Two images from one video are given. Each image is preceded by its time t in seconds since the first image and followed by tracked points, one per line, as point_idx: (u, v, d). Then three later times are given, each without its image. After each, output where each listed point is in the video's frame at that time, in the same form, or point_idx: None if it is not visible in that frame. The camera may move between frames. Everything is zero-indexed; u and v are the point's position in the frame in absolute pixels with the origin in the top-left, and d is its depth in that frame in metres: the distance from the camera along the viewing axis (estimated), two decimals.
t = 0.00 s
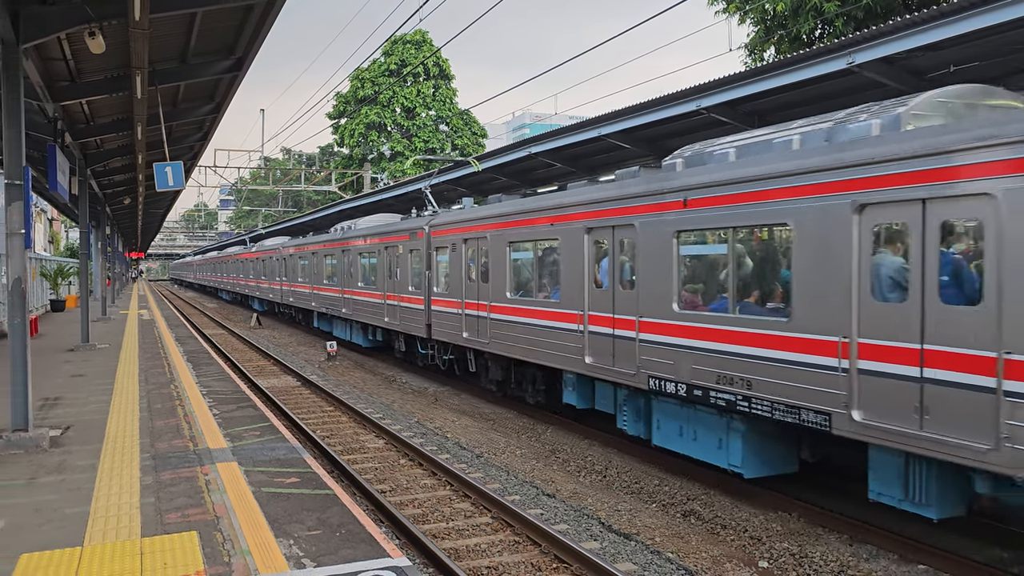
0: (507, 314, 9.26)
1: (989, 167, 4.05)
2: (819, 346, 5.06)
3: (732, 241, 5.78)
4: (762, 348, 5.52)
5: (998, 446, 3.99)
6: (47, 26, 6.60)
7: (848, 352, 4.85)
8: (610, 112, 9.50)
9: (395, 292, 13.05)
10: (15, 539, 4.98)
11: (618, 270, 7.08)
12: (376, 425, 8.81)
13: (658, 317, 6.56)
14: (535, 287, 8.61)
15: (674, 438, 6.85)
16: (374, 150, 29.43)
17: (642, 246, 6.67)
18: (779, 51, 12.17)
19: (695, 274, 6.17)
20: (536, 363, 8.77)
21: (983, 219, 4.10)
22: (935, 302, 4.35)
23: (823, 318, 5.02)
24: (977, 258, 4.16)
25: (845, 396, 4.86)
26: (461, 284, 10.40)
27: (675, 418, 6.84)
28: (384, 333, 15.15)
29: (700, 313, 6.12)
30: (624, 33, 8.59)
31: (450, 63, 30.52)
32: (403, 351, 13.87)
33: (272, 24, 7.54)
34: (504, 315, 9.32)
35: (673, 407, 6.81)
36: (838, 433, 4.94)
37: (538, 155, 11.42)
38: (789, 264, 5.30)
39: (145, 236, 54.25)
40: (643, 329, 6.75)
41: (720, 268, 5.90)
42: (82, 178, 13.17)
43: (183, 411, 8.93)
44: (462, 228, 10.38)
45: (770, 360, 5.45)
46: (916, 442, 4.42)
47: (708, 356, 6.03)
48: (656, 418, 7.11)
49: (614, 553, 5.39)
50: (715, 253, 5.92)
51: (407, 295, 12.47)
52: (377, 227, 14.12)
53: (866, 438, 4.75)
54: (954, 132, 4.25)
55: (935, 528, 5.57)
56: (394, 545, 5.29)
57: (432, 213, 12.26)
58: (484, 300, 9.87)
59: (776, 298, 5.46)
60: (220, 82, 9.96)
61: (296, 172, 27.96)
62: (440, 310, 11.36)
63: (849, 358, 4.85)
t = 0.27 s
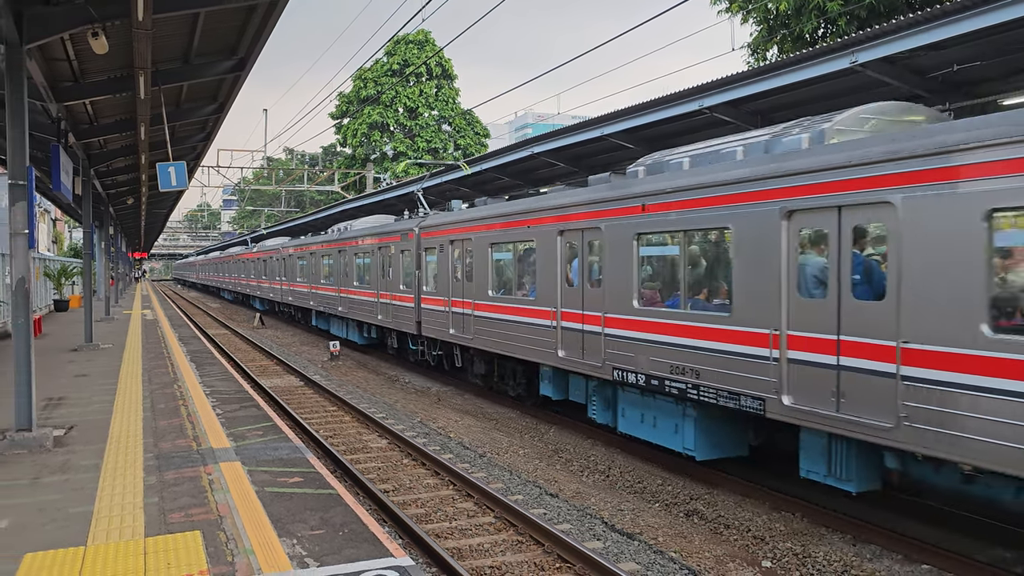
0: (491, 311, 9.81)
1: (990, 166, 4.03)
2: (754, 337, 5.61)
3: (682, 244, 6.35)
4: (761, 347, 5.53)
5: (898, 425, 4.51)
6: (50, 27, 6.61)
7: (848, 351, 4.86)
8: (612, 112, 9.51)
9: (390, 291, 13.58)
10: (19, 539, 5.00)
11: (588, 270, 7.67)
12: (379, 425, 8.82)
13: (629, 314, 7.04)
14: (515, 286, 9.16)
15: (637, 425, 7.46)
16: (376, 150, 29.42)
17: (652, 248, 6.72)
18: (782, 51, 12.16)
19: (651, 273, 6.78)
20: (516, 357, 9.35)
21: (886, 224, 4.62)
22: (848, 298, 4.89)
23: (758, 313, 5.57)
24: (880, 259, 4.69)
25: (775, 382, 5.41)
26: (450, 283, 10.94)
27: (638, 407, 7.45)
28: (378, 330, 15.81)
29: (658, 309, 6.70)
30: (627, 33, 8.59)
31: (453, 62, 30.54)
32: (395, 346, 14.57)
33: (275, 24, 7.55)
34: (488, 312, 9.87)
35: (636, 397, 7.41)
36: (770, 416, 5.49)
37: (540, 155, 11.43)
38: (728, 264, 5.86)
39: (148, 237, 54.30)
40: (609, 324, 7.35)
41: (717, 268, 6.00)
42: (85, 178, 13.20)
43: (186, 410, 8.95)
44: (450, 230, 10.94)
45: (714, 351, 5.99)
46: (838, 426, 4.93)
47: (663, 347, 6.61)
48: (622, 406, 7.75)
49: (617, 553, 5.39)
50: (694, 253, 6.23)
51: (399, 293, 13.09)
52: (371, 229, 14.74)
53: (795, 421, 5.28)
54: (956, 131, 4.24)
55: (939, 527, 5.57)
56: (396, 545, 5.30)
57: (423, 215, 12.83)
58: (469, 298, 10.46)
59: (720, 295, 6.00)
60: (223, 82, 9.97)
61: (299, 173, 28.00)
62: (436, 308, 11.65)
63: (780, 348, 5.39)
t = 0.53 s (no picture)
0: (476, 308, 10.38)
1: (999, 164, 4.06)
2: (699, 330, 6.23)
3: (640, 247, 6.96)
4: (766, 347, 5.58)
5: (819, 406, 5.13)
6: (54, 27, 6.63)
7: (852, 350, 4.91)
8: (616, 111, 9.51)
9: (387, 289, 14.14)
10: (24, 538, 5.00)
11: (560, 269, 8.30)
12: (382, 424, 8.84)
13: (613, 309, 7.38)
14: (497, 284, 9.76)
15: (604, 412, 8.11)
16: (380, 149, 29.45)
17: (654, 249, 6.77)
18: (786, 49, 12.16)
19: (612, 272, 7.41)
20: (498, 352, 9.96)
21: (807, 228, 5.24)
22: (778, 294, 5.50)
23: (704, 308, 6.18)
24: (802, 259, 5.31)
25: (718, 371, 6.02)
26: (438, 281, 11.53)
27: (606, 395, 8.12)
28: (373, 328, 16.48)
29: (621, 305, 7.32)
30: (630, 32, 8.60)
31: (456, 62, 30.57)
32: (389, 343, 15.25)
33: (278, 24, 7.55)
34: (473, 309, 10.48)
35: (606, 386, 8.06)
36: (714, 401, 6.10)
37: (544, 154, 11.43)
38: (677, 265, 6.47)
39: (152, 237, 54.39)
40: (579, 320, 7.97)
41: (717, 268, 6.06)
42: (90, 178, 13.24)
43: (190, 409, 8.97)
44: (439, 231, 11.52)
45: (669, 343, 6.59)
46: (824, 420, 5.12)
47: (626, 340, 7.22)
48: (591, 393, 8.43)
49: (621, 552, 5.39)
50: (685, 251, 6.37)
51: (393, 291, 13.75)
52: (367, 230, 15.42)
53: (736, 405, 5.87)
54: (962, 130, 4.26)
55: (943, 527, 5.56)
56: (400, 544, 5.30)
57: (415, 216, 13.42)
58: (456, 296, 11.06)
59: (673, 292, 6.58)
60: (227, 82, 9.99)
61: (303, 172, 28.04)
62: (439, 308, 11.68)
63: (721, 339, 6.02)
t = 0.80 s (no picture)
0: (461, 305, 10.99)
1: (1002, 163, 4.02)
2: (653, 324, 6.79)
3: (604, 248, 7.53)
4: (768, 347, 5.53)
5: (751, 392, 5.67)
6: (59, 27, 6.64)
7: (856, 351, 4.87)
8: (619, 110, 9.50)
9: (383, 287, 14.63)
10: (29, 537, 5.01)
11: (536, 269, 8.89)
12: (387, 423, 8.85)
13: (611, 309, 7.41)
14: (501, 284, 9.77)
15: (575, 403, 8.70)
16: (383, 149, 29.48)
17: (657, 248, 6.71)
18: (791, 48, 12.13)
19: (581, 272, 8.02)
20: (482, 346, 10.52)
21: (781, 231, 5.41)
22: (719, 291, 6.03)
23: (658, 304, 6.73)
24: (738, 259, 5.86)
25: (670, 361, 6.57)
26: (427, 280, 12.08)
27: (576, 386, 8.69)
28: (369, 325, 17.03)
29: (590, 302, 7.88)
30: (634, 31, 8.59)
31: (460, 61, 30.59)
32: (383, 339, 15.80)
33: (282, 23, 7.56)
34: (458, 305, 11.09)
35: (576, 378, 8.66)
36: (667, 388, 6.65)
37: (548, 154, 11.43)
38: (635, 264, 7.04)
39: (157, 236, 54.50)
40: (552, 315, 8.56)
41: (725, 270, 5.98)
42: (94, 178, 13.28)
43: (195, 409, 8.99)
44: (430, 233, 12.06)
45: (629, 336, 7.15)
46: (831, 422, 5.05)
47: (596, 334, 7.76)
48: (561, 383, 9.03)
49: (625, 552, 5.38)
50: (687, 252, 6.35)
51: (386, 290, 14.33)
52: (361, 231, 16.03)
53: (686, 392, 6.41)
54: (966, 128, 4.23)
55: (948, 527, 5.54)
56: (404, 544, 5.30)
57: (407, 218, 13.98)
58: (444, 294, 11.61)
59: (633, 289, 7.13)
60: (231, 81, 10.00)
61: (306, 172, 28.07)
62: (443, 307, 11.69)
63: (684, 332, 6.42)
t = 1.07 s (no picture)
0: (446, 302, 11.72)
1: (1008, 162, 4.01)
2: (615, 319, 7.49)
3: (574, 249, 8.20)
4: (778, 346, 5.55)
5: (695, 379, 6.37)
6: (64, 27, 6.65)
7: (865, 351, 4.87)
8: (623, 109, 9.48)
9: (379, 285, 15.10)
10: (34, 536, 5.02)
11: (514, 268, 9.59)
12: (391, 422, 8.85)
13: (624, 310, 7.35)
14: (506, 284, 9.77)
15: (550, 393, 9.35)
16: (388, 148, 29.52)
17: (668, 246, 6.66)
18: (795, 47, 12.10)
19: (553, 271, 8.72)
20: (468, 341, 11.22)
21: (722, 233, 6.04)
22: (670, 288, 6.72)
23: (618, 300, 7.42)
24: (683, 261, 6.54)
25: (628, 351, 7.29)
26: (418, 279, 12.78)
27: (552, 377, 9.33)
28: (366, 322, 17.64)
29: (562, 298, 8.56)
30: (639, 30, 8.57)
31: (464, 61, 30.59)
32: (378, 335, 16.49)
33: (286, 23, 7.57)
34: (444, 302, 11.83)
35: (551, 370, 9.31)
36: (626, 377, 7.34)
37: (552, 153, 11.42)
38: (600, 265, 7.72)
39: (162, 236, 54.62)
40: (529, 312, 9.25)
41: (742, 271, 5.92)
42: (99, 177, 13.31)
43: (199, 408, 9.00)
44: (419, 234, 12.78)
45: (595, 330, 7.85)
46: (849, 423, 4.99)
47: (580, 331, 8.14)
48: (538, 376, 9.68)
49: (629, 552, 5.37)
50: (698, 253, 6.29)
51: (380, 288, 14.94)
52: (357, 231, 16.67)
53: (643, 379, 7.11)
54: (973, 127, 4.22)
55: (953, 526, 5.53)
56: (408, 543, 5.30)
57: (401, 219, 14.62)
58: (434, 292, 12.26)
59: (597, 287, 7.83)
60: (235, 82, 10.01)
61: (310, 172, 28.11)
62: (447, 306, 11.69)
63: (696, 334, 6.39)
